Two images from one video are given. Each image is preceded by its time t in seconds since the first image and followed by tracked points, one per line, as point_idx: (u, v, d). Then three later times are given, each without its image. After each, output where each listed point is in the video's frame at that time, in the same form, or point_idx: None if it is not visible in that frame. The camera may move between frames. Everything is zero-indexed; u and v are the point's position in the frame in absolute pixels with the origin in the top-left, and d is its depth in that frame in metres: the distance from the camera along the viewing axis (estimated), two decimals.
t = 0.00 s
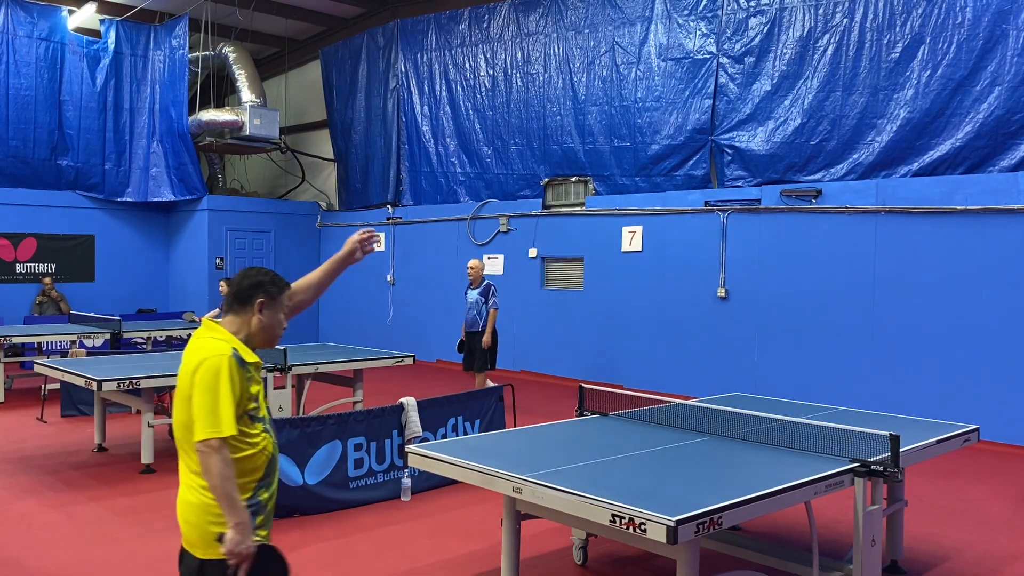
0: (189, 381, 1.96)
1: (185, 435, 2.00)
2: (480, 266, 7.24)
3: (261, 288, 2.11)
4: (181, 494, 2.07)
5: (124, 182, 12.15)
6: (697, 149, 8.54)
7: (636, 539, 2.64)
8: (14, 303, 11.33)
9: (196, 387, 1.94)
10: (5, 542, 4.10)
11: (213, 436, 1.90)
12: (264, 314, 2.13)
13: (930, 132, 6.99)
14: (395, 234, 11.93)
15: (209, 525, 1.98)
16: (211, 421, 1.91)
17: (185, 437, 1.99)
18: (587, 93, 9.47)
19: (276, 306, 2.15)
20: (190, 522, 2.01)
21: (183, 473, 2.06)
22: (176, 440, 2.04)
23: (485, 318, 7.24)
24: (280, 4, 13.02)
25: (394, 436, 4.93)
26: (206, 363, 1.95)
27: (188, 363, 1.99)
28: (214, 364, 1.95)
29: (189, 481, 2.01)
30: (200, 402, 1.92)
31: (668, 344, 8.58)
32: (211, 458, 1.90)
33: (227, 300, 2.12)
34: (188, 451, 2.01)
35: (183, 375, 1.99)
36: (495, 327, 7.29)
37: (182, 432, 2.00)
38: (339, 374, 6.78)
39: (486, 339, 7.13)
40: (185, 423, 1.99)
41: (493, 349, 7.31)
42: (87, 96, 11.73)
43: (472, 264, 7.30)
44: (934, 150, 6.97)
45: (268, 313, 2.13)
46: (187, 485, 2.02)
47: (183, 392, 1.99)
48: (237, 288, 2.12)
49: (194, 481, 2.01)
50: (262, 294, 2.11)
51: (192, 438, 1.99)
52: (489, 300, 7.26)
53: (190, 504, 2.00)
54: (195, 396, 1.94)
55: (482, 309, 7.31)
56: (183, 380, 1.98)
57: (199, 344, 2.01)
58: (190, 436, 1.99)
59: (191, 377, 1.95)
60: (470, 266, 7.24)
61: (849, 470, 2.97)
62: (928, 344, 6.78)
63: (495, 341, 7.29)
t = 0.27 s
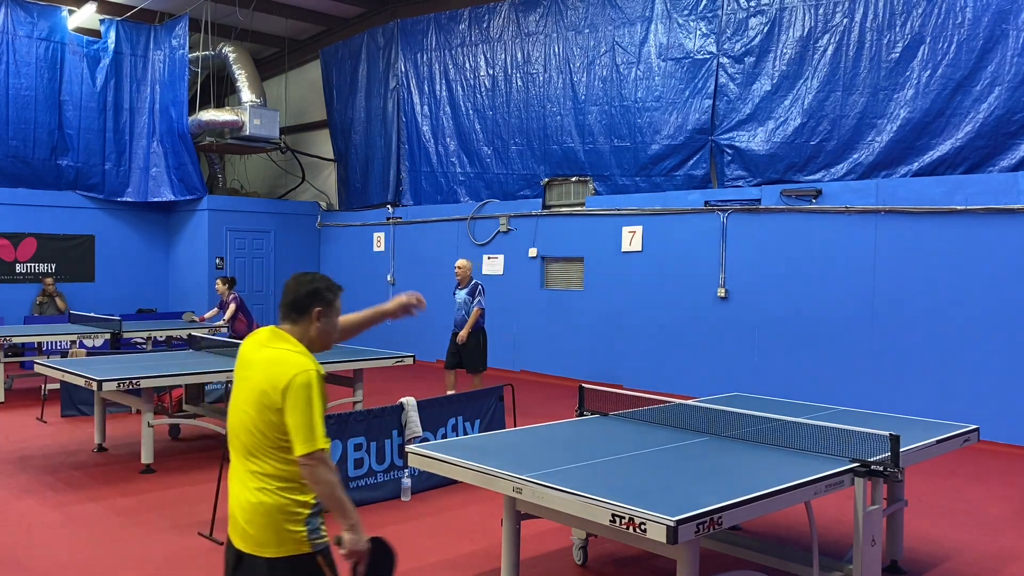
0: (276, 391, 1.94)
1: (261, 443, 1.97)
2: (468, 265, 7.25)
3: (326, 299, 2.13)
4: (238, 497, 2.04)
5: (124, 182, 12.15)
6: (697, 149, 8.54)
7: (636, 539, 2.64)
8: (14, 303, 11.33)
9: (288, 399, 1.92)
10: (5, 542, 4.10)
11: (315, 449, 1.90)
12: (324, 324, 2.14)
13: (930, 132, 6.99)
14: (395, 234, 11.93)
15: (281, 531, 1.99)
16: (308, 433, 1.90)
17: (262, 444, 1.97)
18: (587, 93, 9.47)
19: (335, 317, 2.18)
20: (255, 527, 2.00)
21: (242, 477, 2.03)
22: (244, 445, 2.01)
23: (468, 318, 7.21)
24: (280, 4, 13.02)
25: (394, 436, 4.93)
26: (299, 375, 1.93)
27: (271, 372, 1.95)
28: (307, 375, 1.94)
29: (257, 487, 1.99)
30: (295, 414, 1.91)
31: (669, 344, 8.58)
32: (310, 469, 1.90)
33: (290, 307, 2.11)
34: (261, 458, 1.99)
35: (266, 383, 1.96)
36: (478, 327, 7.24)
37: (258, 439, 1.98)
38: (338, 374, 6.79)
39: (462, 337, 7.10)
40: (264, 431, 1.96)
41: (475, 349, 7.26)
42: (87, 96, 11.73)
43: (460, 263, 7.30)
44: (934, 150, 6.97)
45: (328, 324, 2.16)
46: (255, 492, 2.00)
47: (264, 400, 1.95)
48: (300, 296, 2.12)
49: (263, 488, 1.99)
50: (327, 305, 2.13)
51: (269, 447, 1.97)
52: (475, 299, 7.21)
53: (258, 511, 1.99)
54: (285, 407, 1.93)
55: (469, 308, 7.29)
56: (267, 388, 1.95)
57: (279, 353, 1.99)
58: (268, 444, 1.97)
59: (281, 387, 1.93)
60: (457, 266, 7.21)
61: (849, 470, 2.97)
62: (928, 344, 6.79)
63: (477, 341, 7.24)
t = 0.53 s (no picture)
0: (342, 390, 2.09)
1: (318, 437, 2.11)
2: (451, 266, 7.25)
3: (382, 303, 2.25)
4: (280, 486, 2.16)
5: (124, 182, 12.14)
6: (697, 149, 8.54)
7: (636, 540, 2.64)
8: (14, 303, 11.33)
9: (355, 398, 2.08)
10: (5, 542, 4.10)
11: (384, 445, 2.07)
12: (380, 326, 2.27)
13: (930, 132, 6.99)
14: (395, 234, 11.93)
15: (322, 521, 2.12)
16: (376, 430, 2.06)
17: (318, 439, 2.11)
18: (587, 93, 9.47)
19: (388, 318, 2.29)
20: (295, 515, 2.12)
21: (287, 467, 2.15)
22: (298, 437, 2.13)
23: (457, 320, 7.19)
24: (280, 4, 13.02)
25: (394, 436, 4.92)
26: (368, 377, 2.09)
27: (338, 371, 2.10)
28: (374, 378, 2.11)
29: (305, 479, 2.12)
30: (363, 413, 2.07)
31: (669, 343, 8.58)
32: (384, 461, 2.09)
33: (345, 311, 2.22)
34: (315, 452, 2.12)
35: (332, 381, 2.10)
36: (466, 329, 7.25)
37: (315, 433, 2.11)
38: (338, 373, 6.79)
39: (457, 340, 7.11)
40: (323, 426, 2.10)
41: (462, 352, 7.24)
42: (87, 96, 11.73)
43: (444, 264, 7.26)
44: (934, 150, 6.97)
45: (384, 326, 2.28)
46: (302, 482, 2.12)
47: (328, 397, 2.10)
48: (357, 299, 2.23)
49: (312, 479, 2.12)
50: (381, 309, 2.25)
51: (325, 442, 2.11)
52: (463, 301, 7.22)
53: (304, 500, 2.11)
54: (351, 406, 2.08)
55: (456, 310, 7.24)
56: (333, 386, 2.09)
57: (344, 354, 2.14)
58: (325, 439, 2.11)
59: (348, 386, 2.08)
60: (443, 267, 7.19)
61: (849, 470, 2.97)
62: (928, 344, 6.79)
63: (467, 343, 7.26)
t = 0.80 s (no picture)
0: (346, 392, 2.10)
1: (321, 437, 2.11)
2: (439, 262, 7.28)
3: (392, 311, 2.26)
4: (282, 484, 2.17)
5: (124, 182, 12.14)
6: (697, 149, 8.54)
7: (636, 540, 2.64)
8: (14, 303, 11.33)
9: (359, 401, 2.09)
10: (4, 542, 4.10)
11: (387, 448, 2.08)
12: (391, 333, 2.27)
13: (930, 132, 6.99)
14: (395, 234, 11.93)
15: (320, 521, 2.12)
16: (379, 433, 2.07)
17: (320, 440, 2.11)
18: (587, 93, 9.47)
19: (398, 326, 2.30)
20: (295, 513, 2.14)
21: (290, 466, 2.17)
22: (301, 437, 2.14)
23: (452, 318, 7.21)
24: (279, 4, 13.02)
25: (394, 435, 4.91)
26: (373, 381, 2.10)
27: (344, 374, 2.12)
28: (379, 382, 2.11)
29: (305, 478, 2.13)
30: (366, 416, 2.07)
31: (669, 343, 8.58)
32: (392, 460, 2.11)
33: (356, 318, 2.23)
34: (317, 452, 2.13)
35: (338, 383, 2.11)
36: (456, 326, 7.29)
37: (318, 434, 2.12)
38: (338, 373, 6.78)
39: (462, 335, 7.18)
40: (326, 427, 2.11)
41: (451, 350, 7.23)
42: (87, 96, 11.73)
43: (429, 262, 7.26)
44: (934, 150, 6.97)
45: (395, 334, 2.29)
46: (303, 481, 2.13)
47: (333, 399, 2.11)
48: (366, 306, 2.24)
49: (312, 479, 2.13)
50: (391, 318, 2.26)
51: (327, 443, 2.12)
52: (453, 299, 7.23)
53: (304, 499, 2.12)
54: (355, 408, 2.09)
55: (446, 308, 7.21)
56: (338, 388, 2.10)
57: (352, 358, 2.15)
58: (327, 440, 2.11)
59: (353, 388, 2.09)
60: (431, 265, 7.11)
61: (849, 470, 2.97)
62: (928, 344, 6.79)
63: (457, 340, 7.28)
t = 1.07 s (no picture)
0: (327, 384, 2.15)
1: (303, 427, 2.17)
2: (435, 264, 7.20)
3: (378, 308, 2.30)
4: (270, 473, 2.24)
5: (124, 182, 12.14)
6: (697, 149, 8.54)
7: (636, 540, 2.64)
8: (14, 303, 11.33)
9: (338, 391, 2.14)
10: (5, 542, 4.10)
11: (364, 439, 2.12)
12: (377, 331, 2.32)
13: (930, 132, 6.99)
14: (395, 233, 11.93)
15: (302, 509, 2.18)
16: (355, 424, 2.11)
17: (302, 430, 2.17)
18: (587, 93, 9.48)
19: (387, 323, 2.35)
20: (280, 501, 2.20)
21: (277, 456, 2.23)
22: (286, 427, 2.21)
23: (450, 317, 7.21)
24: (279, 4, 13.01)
25: (394, 435, 4.91)
26: (354, 372, 2.15)
27: (327, 367, 2.17)
28: (359, 374, 2.16)
29: (291, 468, 2.19)
30: (344, 407, 2.12)
31: (669, 343, 8.57)
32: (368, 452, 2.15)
33: (343, 316, 2.29)
34: (299, 442, 2.18)
35: (321, 374, 2.17)
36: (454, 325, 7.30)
37: (300, 424, 2.18)
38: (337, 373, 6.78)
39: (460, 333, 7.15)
40: (308, 418, 2.16)
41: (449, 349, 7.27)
42: (87, 96, 11.73)
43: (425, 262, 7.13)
44: (933, 150, 6.97)
45: (382, 331, 2.33)
46: (287, 470, 2.20)
47: (315, 390, 2.17)
48: (354, 304, 2.30)
49: (294, 468, 2.19)
50: (377, 315, 2.31)
51: (308, 433, 2.17)
52: (449, 298, 7.23)
53: (287, 487, 2.19)
54: (333, 399, 2.14)
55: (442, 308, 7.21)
56: (319, 379, 2.16)
57: (336, 352, 2.21)
58: (309, 430, 2.17)
59: (334, 380, 2.14)
60: (426, 266, 7.07)
61: (849, 470, 2.97)
62: (928, 344, 6.79)
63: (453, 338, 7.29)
